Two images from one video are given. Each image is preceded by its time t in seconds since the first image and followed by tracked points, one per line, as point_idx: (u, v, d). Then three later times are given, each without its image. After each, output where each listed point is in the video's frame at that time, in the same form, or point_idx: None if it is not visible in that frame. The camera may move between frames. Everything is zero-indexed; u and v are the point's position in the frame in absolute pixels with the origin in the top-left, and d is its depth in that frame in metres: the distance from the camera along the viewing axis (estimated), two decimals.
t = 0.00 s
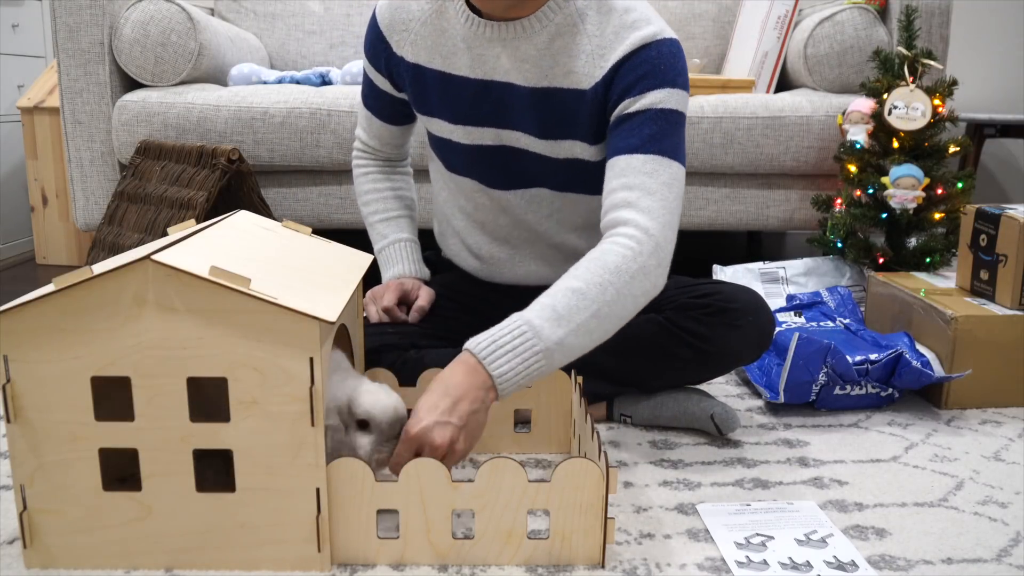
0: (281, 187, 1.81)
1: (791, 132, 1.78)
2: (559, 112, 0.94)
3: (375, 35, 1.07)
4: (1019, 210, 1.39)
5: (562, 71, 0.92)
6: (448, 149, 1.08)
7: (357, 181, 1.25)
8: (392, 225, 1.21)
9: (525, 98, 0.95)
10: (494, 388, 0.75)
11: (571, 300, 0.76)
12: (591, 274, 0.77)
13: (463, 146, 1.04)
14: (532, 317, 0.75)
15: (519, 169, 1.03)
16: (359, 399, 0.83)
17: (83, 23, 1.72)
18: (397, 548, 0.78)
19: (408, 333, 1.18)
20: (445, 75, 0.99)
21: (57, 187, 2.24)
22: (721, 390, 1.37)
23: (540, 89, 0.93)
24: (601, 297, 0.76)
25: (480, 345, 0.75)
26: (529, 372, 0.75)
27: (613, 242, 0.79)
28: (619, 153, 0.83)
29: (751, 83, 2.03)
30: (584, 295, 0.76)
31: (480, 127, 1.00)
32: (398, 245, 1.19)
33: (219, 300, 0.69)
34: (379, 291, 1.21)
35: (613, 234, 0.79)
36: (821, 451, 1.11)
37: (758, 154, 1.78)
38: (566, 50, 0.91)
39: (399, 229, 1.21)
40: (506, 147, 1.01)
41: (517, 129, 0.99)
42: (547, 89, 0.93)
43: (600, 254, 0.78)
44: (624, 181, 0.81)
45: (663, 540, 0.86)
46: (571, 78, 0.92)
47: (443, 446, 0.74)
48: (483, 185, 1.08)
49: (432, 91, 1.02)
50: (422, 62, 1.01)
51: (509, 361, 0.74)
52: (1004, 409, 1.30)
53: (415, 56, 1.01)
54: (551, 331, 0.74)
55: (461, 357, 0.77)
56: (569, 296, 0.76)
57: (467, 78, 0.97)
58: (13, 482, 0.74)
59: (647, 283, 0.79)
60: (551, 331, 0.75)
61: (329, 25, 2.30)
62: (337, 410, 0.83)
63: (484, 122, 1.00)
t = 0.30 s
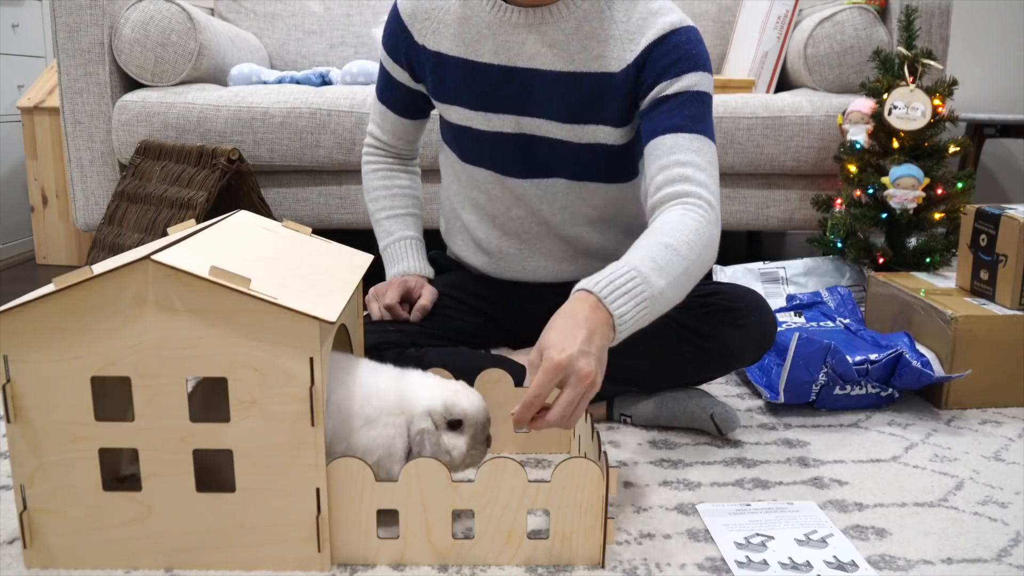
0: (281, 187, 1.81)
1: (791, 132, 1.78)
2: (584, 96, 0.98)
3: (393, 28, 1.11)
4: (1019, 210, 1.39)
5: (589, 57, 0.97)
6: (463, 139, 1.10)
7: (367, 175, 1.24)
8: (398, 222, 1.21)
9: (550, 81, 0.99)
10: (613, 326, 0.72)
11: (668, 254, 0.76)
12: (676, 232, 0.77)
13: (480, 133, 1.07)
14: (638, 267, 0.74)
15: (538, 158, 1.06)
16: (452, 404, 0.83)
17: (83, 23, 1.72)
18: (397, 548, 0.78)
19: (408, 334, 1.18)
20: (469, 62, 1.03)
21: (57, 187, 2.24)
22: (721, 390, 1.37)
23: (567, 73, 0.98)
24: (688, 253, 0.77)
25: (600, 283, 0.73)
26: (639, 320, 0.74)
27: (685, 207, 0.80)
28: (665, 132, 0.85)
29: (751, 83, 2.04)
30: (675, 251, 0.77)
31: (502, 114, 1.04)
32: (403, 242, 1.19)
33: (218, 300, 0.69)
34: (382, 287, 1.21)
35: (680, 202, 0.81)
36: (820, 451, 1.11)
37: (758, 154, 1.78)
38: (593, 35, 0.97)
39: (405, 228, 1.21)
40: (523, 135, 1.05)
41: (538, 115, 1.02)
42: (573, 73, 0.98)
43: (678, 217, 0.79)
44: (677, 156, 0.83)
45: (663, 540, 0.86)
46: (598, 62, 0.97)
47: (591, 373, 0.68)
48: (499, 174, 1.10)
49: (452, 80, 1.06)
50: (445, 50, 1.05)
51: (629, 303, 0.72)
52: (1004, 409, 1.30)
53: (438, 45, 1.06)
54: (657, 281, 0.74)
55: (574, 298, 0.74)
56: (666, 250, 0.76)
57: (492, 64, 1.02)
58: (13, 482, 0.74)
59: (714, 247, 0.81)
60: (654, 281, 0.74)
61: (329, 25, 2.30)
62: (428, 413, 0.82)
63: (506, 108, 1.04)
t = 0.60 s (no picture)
0: (281, 187, 1.81)
1: (791, 132, 1.78)
2: (603, 86, 1.01)
3: (406, 22, 1.13)
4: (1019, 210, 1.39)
5: (608, 48, 1.00)
6: (475, 133, 1.11)
7: (372, 171, 1.25)
8: (401, 220, 1.21)
9: (569, 73, 1.02)
10: (653, 314, 0.74)
11: (703, 236, 0.77)
12: (710, 214, 0.79)
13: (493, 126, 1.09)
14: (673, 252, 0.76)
15: (555, 151, 1.07)
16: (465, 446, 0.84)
17: (83, 23, 1.72)
18: (397, 548, 0.78)
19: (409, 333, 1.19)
20: (485, 55, 1.06)
21: (57, 187, 2.25)
22: (721, 390, 1.37)
23: (586, 64, 1.01)
24: (725, 232, 0.78)
25: (635, 274, 0.74)
26: (681, 302, 0.75)
27: (718, 188, 0.82)
28: (691, 119, 0.88)
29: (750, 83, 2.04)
30: (710, 231, 0.78)
31: (517, 107, 1.06)
32: (406, 240, 1.20)
33: (218, 300, 0.69)
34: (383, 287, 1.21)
35: (714, 184, 0.82)
36: (820, 451, 1.11)
37: (758, 155, 1.78)
38: (611, 27, 1.00)
39: (409, 226, 1.21)
40: (538, 129, 1.07)
41: (553, 107, 1.05)
42: (590, 64, 1.01)
43: (711, 198, 0.80)
44: (705, 141, 0.85)
45: (663, 540, 0.86)
46: (616, 53, 0.99)
47: (612, 372, 0.69)
48: (510, 168, 1.10)
49: (468, 73, 1.08)
50: (462, 43, 1.07)
51: (665, 290, 0.74)
52: (1004, 409, 1.30)
53: (453, 38, 1.08)
54: (692, 264, 0.76)
55: (612, 291, 0.75)
56: (700, 233, 0.78)
57: (509, 56, 1.04)
58: (13, 482, 0.74)
59: (752, 225, 0.82)
60: (690, 263, 0.76)
61: (329, 25, 2.30)
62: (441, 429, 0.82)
63: (523, 101, 1.06)
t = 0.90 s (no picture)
0: (281, 187, 1.81)
1: (791, 132, 1.78)
2: (613, 87, 1.02)
3: (415, 19, 1.13)
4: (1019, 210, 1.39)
5: (619, 49, 1.01)
6: (483, 132, 1.11)
7: (374, 166, 1.25)
8: (403, 216, 1.21)
9: (579, 72, 1.03)
10: (616, 328, 0.75)
11: (676, 251, 0.79)
12: (687, 228, 0.80)
13: (501, 124, 1.09)
14: (645, 265, 0.77)
15: (562, 150, 1.07)
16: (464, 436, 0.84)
17: (83, 23, 1.72)
18: (397, 548, 0.78)
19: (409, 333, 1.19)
20: (496, 53, 1.06)
21: (57, 187, 2.25)
22: (721, 390, 1.37)
23: (596, 63, 1.02)
24: (700, 249, 0.80)
25: (601, 288, 0.76)
26: (646, 317, 0.76)
27: (698, 202, 0.83)
28: (687, 125, 0.89)
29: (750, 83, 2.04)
30: (685, 248, 0.79)
31: (526, 105, 1.06)
32: (407, 236, 1.19)
33: (218, 300, 0.69)
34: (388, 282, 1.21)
35: (696, 196, 0.84)
36: (820, 451, 1.11)
37: (757, 155, 1.78)
38: (622, 27, 1.00)
39: (410, 222, 1.21)
40: (546, 128, 1.07)
41: (562, 105, 1.05)
42: (601, 64, 1.02)
43: (690, 212, 0.82)
44: (697, 149, 0.86)
45: (664, 540, 0.86)
46: (627, 55, 1.00)
47: (572, 383, 0.70)
48: (515, 167, 1.10)
49: (477, 71, 1.08)
50: (472, 40, 1.08)
51: (631, 305, 0.75)
52: (1004, 409, 1.30)
53: (464, 35, 1.08)
54: (661, 279, 0.77)
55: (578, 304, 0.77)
56: (673, 248, 0.79)
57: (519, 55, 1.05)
58: (13, 482, 0.74)
59: (727, 243, 0.84)
60: (660, 278, 0.77)
61: (329, 25, 2.30)
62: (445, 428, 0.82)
63: (532, 99, 1.06)
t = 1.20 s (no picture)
0: (281, 187, 1.81)
1: (791, 132, 1.78)
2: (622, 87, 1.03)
3: (421, 21, 1.11)
4: (1019, 210, 1.39)
5: (628, 50, 1.02)
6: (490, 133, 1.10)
7: (373, 168, 1.16)
8: (411, 206, 1.11)
9: (589, 72, 1.03)
10: (626, 319, 0.77)
11: (682, 250, 0.81)
12: (692, 229, 0.83)
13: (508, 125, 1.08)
14: (654, 260, 0.80)
15: (572, 152, 1.07)
16: (467, 398, 0.84)
17: (83, 23, 1.72)
18: (397, 548, 0.78)
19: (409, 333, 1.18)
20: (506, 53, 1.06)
21: (57, 187, 2.25)
22: (722, 390, 1.37)
23: (606, 64, 1.03)
24: (703, 250, 0.83)
25: (613, 279, 0.77)
26: (653, 311, 0.78)
27: (703, 205, 0.86)
28: (693, 130, 0.92)
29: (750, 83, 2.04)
30: (691, 247, 0.82)
31: (535, 106, 1.06)
32: (417, 220, 1.08)
33: (218, 300, 0.69)
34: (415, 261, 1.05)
35: (700, 200, 0.86)
36: (820, 451, 1.11)
37: (757, 155, 1.78)
38: (631, 29, 1.02)
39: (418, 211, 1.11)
40: (556, 129, 1.07)
41: (572, 106, 1.05)
42: (610, 65, 1.03)
43: (696, 214, 0.85)
44: (699, 155, 0.90)
45: (664, 540, 0.86)
46: (636, 56, 1.02)
47: (588, 362, 0.71)
48: (520, 167, 1.10)
49: (486, 72, 1.08)
50: (481, 42, 1.07)
51: (642, 297, 0.77)
52: (1004, 409, 1.30)
53: (472, 37, 1.08)
54: (669, 275, 0.79)
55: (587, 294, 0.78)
56: (679, 247, 0.82)
57: (528, 56, 1.05)
58: (13, 482, 0.74)
59: (728, 246, 0.87)
60: (668, 274, 0.79)
61: (329, 25, 2.30)
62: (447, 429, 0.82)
63: (541, 100, 1.06)
